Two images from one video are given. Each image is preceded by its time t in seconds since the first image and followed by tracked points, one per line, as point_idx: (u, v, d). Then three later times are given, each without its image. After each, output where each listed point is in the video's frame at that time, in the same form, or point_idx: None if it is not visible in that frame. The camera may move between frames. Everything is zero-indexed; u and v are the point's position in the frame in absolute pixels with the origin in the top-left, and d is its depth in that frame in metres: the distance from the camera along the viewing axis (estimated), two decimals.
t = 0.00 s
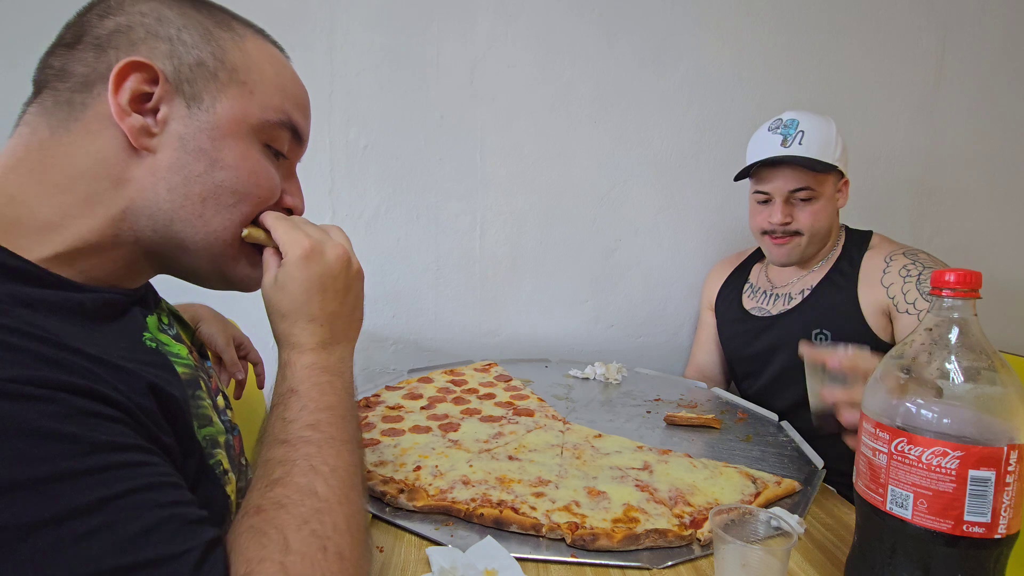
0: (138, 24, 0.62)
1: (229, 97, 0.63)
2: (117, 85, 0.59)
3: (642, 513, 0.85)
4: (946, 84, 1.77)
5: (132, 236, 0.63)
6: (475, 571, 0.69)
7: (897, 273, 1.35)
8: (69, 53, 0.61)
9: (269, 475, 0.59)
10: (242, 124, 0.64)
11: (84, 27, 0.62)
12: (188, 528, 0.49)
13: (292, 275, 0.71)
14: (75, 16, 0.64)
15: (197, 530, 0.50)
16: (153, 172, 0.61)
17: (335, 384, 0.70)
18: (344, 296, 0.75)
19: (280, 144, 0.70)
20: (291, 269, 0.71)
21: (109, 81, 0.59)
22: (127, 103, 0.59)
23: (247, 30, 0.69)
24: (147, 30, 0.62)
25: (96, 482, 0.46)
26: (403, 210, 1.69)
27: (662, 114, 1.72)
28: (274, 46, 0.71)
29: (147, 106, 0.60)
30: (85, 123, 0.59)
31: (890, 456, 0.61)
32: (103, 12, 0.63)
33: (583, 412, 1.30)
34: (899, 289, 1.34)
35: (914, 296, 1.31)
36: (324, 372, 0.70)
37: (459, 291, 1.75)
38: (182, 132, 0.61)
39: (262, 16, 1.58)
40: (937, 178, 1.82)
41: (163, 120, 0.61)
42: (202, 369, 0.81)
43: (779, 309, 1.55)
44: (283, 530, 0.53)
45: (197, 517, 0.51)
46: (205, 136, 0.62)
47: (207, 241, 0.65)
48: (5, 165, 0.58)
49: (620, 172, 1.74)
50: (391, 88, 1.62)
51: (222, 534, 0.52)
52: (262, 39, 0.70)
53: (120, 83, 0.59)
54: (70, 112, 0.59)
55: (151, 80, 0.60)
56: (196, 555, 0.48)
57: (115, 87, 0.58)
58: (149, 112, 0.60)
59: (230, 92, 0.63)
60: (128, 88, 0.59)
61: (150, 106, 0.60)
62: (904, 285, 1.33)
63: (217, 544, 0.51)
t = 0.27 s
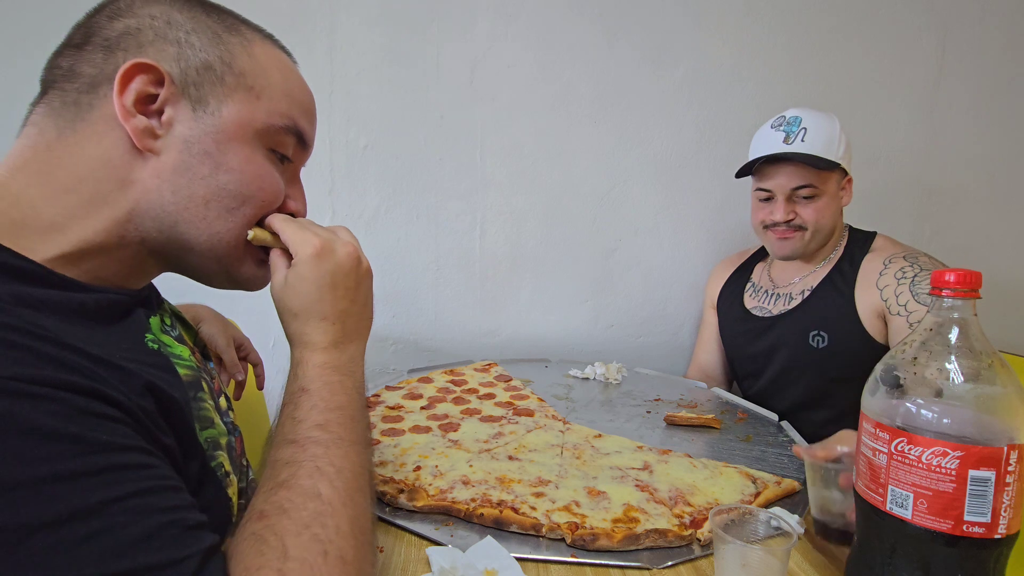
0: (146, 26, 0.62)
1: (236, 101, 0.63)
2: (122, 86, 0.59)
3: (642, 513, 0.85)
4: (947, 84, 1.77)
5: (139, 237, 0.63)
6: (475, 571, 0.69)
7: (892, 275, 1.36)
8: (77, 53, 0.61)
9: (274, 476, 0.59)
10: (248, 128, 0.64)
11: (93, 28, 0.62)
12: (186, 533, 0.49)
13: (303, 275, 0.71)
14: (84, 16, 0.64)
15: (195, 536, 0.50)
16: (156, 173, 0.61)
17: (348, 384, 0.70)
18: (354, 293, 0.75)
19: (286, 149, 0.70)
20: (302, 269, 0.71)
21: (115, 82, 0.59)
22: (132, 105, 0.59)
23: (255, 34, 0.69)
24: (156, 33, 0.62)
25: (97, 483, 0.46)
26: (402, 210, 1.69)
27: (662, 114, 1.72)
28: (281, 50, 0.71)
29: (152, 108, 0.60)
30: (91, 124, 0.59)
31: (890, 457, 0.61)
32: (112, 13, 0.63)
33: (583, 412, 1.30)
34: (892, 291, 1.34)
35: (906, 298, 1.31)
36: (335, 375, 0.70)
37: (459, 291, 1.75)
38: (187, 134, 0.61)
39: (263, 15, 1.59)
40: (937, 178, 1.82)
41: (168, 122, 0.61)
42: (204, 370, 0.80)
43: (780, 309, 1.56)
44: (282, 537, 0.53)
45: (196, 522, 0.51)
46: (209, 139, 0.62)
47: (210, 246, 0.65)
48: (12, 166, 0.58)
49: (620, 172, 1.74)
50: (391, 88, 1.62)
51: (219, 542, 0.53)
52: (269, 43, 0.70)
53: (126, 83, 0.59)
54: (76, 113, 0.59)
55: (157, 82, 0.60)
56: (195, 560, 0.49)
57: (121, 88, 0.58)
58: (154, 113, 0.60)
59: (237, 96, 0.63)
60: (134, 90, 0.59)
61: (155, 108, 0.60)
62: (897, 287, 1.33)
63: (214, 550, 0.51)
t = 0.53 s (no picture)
0: (148, 26, 0.62)
1: (236, 103, 0.63)
2: (123, 86, 0.59)
3: (642, 513, 0.85)
4: (947, 84, 1.77)
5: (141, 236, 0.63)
6: (475, 571, 0.69)
7: (888, 275, 1.37)
8: (79, 53, 0.61)
9: (276, 475, 0.60)
10: (248, 129, 0.64)
11: (95, 28, 0.62)
12: (188, 531, 0.49)
13: (312, 275, 0.72)
14: (86, 16, 0.64)
15: (197, 534, 0.50)
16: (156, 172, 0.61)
17: (351, 385, 0.70)
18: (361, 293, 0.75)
19: (286, 150, 0.69)
20: (310, 270, 0.72)
21: (115, 82, 0.59)
22: (132, 104, 0.59)
23: (257, 35, 0.69)
24: (157, 34, 0.62)
25: (98, 482, 0.46)
26: (402, 210, 1.69)
27: (662, 114, 1.72)
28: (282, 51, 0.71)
29: (152, 108, 0.60)
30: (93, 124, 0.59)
31: (890, 456, 0.61)
32: (114, 13, 0.63)
33: (583, 412, 1.30)
34: (888, 291, 1.35)
35: (902, 298, 1.31)
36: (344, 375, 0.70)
37: (459, 291, 1.75)
38: (187, 135, 0.61)
39: (263, 15, 1.59)
40: (937, 178, 1.81)
41: (168, 122, 0.61)
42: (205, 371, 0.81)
43: (779, 309, 1.55)
44: (286, 537, 0.53)
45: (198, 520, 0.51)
46: (210, 140, 0.62)
47: (209, 249, 0.65)
48: (14, 165, 0.58)
49: (620, 172, 1.74)
50: (392, 88, 1.62)
51: (221, 539, 0.52)
52: (270, 45, 0.70)
53: (126, 83, 0.59)
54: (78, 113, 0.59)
55: (157, 82, 0.60)
56: (196, 559, 0.49)
57: (121, 88, 0.58)
58: (154, 113, 0.60)
59: (237, 97, 0.63)
60: (134, 89, 0.59)
61: (155, 107, 0.60)
62: (893, 287, 1.34)
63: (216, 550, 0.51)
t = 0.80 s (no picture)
0: (150, 26, 0.62)
1: (237, 104, 0.63)
2: (123, 86, 0.59)
3: (642, 513, 0.85)
4: (947, 84, 1.77)
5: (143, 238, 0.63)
6: (475, 571, 0.69)
7: (891, 276, 1.36)
8: (80, 52, 0.61)
9: (276, 475, 0.60)
10: (249, 131, 0.64)
11: (96, 27, 0.62)
12: (185, 530, 0.49)
13: (311, 274, 0.72)
14: (87, 15, 0.64)
15: (194, 532, 0.50)
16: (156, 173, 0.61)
17: (352, 384, 0.70)
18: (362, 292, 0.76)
19: (286, 152, 0.69)
20: (310, 268, 0.73)
21: (116, 81, 0.59)
22: (133, 104, 0.59)
23: (259, 37, 0.69)
24: (159, 34, 0.62)
25: (93, 483, 0.46)
26: (403, 210, 1.69)
27: (662, 114, 1.72)
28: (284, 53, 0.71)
29: (153, 108, 0.60)
30: (92, 124, 0.59)
31: (890, 456, 0.61)
32: (116, 12, 0.63)
33: (583, 412, 1.30)
34: (892, 293, 1.35)
35: (908, 302, 1.32)
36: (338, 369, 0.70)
37: (459, 291, 1.75)
38: (187, 135, 0.61)
39: (263, 14, 1.59)
40: (937, 178, 1.82)
41: (169, 123, 0.61)
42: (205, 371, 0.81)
43: (775, 308, 1.55)
44: (285, 535, 0.53)
45: (195, 519, 0.51)
46: (210, 141, 0.62)
47: (209, 250, 0.65)
48: (14, 164, 0.58)
49: (620, 172, 1.74)
50: (392, 88, 1.62)
51: (218, 537, 0.52)
52: (272, 46, 0.70)
53: (126, 83, 0.59)
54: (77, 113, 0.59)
55: (159, 82, 0.60)
56: (192, 559, 0.49)
57: (122, 88, 0.58)
58: (155, 113, 0.60)
59: (237, 99, 0.63)
60: (134, 90, 0.59)
61: (156, 108, 0.60)
62: (898, 289, 1.34)
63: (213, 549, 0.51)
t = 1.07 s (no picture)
0: (151, 25, 0.62)
1: (236, 103, 0.63)
2: (123, 84, 0.59)
3: (642, 513, 0.85)
4: (947, 83, 1.77)
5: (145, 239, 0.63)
6: (475, 571, 0.69)
7: (869, 272, 1.37)
8: (80, 51, 0.61)
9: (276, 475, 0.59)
10: (247, 130, 0.64)
11: (97, 26, 0.62)
12: (182, 534, 0.49)
13: (338, 272, 0.73)
14: (88, 15, 0.64)
15: (192, 536, 0.50)
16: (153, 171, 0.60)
17: (367, 387, 0.69)
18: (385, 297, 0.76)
19: (284, 152, 0.69)
20: (337, 267, 0.74)
21: (116, 79, 0.59)
22: (132, 102, 0.59)
23: (258, 38, 0.69)
24: (159, 32, 0.62)
25: (91, 486, 0.46)
26: (402, 210, 1.69)
27: (662, 114, 1.72)
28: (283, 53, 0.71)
29: (152, 106, 0.60)
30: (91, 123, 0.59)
31: (890, 456, 0.61)
32: (116, 12, 0.63)
33: (583, 412, 1.30)
34: (872, 288, 1.36)
35: (886, 295, 1.32)
36: (364, 371, 0.69)
37: (459, 291, 1.75)
38: (186, 133, 0.61)
39: (263, 14, 1.59)
40: (937, 178, 1.82)
41: (168, 121, 0.60)
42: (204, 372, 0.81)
43: (765, 310, 1.54)
44: (289, 538, 0.53)
45: (192, 522, 0.51)
46: (209, 139, 0.62)
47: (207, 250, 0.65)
48: (13, 164, 0.58)
49: (620, 172, 1.74)
50: (392, 88, 1.62)
51: (217, 539, 0.52)
52: (271, 47, 0.70)
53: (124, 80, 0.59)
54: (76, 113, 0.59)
55: (158, 80, 0.60)
56: (189, 563, 0.49)
57: (121, 86, 0.58)
58: (154, 111, 0.60)
59: (237, 98, 0.63)
60: (133, 88, 0.59)
61: (155, 106, 0.60)
62: (876, 283, 1.35)
63: (211, 552, 0.51)
